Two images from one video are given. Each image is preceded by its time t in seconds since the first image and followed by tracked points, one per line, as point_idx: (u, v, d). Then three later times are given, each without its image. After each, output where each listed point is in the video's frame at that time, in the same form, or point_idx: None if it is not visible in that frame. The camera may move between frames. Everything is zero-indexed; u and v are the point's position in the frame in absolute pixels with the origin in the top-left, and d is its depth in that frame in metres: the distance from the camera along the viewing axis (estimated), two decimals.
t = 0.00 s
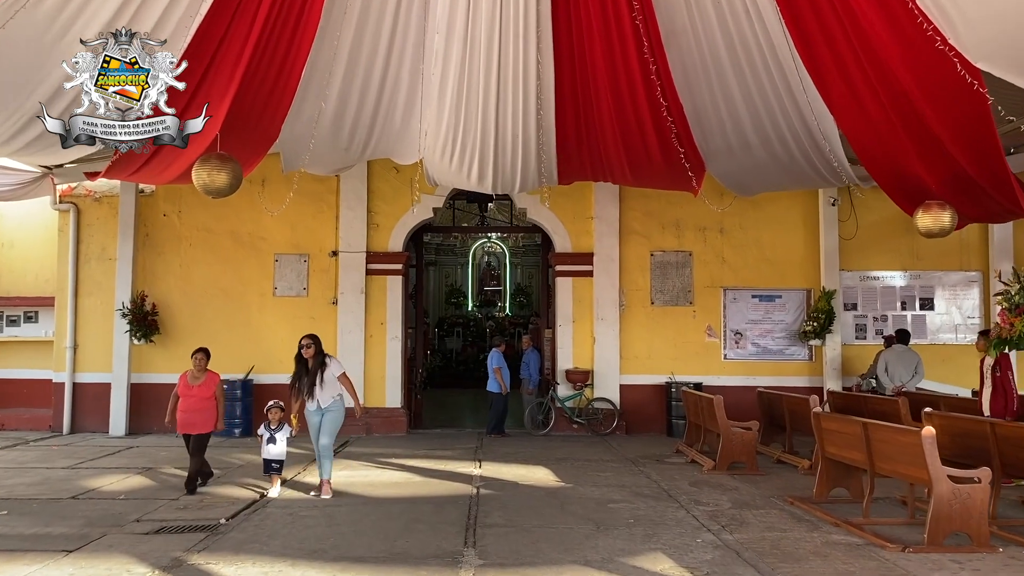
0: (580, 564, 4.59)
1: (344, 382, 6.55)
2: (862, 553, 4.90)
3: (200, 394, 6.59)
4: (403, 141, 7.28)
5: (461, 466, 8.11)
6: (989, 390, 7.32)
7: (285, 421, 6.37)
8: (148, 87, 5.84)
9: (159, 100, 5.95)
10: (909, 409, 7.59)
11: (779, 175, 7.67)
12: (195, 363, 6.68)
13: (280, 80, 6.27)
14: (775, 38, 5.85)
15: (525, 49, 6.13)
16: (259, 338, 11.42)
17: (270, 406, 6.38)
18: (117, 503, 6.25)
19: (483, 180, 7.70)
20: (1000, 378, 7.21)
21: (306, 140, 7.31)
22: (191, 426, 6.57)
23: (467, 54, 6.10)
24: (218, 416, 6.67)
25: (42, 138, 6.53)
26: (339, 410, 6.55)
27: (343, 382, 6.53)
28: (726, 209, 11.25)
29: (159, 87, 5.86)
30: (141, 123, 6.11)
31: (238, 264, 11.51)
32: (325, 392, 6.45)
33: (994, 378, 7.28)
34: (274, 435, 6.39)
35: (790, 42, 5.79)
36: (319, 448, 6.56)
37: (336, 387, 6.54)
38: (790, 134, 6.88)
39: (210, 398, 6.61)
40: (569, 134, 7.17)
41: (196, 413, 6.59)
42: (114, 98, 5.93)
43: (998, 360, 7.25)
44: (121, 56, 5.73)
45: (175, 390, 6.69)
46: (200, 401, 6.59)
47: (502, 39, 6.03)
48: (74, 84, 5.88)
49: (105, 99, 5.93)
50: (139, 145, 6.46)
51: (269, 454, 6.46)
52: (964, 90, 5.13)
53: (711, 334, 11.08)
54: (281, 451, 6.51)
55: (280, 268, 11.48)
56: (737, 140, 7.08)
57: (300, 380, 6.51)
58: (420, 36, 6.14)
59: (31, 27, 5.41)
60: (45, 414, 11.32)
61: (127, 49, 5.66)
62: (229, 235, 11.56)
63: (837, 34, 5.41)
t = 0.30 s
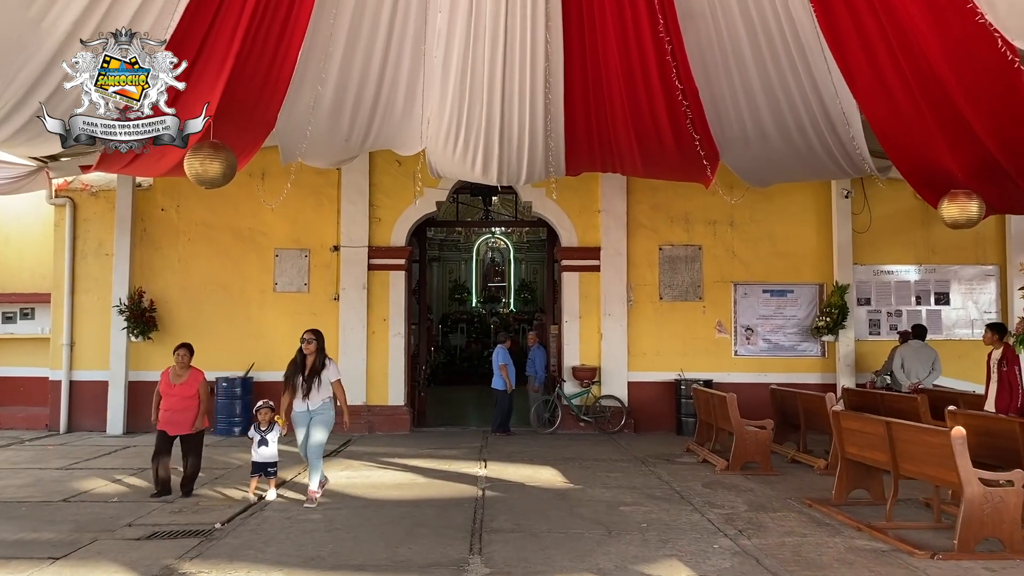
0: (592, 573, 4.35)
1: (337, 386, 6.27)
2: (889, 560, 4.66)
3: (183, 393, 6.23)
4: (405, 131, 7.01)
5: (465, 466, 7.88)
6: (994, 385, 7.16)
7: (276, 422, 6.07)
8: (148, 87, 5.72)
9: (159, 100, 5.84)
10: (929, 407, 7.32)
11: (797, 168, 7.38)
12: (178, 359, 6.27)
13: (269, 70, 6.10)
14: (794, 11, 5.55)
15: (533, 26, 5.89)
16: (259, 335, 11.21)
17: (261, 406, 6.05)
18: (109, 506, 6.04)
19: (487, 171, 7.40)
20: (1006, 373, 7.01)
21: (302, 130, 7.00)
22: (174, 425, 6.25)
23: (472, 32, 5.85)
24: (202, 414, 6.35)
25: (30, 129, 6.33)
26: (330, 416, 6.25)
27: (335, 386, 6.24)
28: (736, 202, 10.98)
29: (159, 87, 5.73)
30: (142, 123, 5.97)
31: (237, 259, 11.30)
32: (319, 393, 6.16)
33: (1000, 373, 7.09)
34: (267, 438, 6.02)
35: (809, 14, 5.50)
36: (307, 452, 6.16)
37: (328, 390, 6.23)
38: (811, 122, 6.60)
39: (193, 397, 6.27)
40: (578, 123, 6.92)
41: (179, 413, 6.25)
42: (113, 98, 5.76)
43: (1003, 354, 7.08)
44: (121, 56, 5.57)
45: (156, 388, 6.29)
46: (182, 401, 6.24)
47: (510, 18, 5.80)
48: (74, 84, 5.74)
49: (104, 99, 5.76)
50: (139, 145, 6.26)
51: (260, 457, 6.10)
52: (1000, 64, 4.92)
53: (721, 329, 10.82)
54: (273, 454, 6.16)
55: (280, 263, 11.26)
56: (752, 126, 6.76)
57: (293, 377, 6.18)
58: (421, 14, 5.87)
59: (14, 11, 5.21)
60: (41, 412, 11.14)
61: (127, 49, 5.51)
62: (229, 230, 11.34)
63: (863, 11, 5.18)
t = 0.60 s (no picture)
0: None
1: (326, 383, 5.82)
2: (918, 565, 4.42)
3: (156, 393, 5.91)
4: (407, 116, 6.71)
5: (470, 464, 7.66)
6: (1001, 380, 7.13)
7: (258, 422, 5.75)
8: (148, 87, 5.45)
9: (160, 101, 5.51)
10: (949, 402, 7.06)
11: (815, 157, 7.07)
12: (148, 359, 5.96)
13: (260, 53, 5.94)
14: None
15: None
16: (259, 329, 10.99)
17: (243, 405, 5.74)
18: (101, 506, 5.84)
19: (492, 157, 7.06)
20: (1012, 369, 6.98)
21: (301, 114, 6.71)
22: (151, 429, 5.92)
23: None
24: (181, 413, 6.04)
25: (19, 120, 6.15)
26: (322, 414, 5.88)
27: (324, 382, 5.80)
28: (746, 192, 10.73)
29: (159, 87, 5.49)
30: (142, 123, 5.49)
31: (236, 251, 11.08)
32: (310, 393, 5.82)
33: (1006, 369, 7.06)
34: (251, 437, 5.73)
35: None
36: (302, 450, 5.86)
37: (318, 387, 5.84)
38: (831, 103, 6.31)
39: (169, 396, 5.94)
40: (590, 110, 6.70)
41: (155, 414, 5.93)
42: (113, 99, 5.42)
43: (1011, 350, 7.05)
44: (121, 56, 5.37)
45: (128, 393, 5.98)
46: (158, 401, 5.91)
47: None
48: (74, 85, 5.56)
49: (104, 100, 5.44)
50: (141, 144, 5.76)
51: (244, 458, 5.77)
52: None
53: (731, 323, 10.58)
54: (258, 457, 5.82)
55: (280, 256, 11.03)
56: (770, 105, 6.45)
57: (282, 371, 5.80)
58: None
59: None
60: (37, 408, 10.96)
61: (127, 49, 5.33)
62: (229, 222, 11.12)
63: None
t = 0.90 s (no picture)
0: None
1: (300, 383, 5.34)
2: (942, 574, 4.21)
3: (128, 391, 5.48)
4: (406, 105, 6.44)
5: (471, 464, 7.44)
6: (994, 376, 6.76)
7: (231, 434, 5.43)
8: (148, 87, 5.34)
9: (160, 101, 5.38)
10: (965, 401, 6.82)
11: (830, 151, 6.79)
12: (120, 352, 5.52)
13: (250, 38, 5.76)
14: None
15: None
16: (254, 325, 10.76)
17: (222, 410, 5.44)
18: (87, 510, 5.63)
19: (494, 148, 6.68)
20: (1008, 363, 6.61)
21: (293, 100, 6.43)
22: (120, 429, 5.49)
23: None
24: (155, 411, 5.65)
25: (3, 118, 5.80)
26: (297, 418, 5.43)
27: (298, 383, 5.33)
28: (752, 185, 10.48)
29: (159, 88, 5.37)
30: (142, 123, 5.34)
31: (231, 245, 10.84)
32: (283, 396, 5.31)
33: (1000, 364, 6.68)
34: (232, 446, 5.44)
35: None
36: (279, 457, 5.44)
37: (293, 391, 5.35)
38: (848, 90, 6.05)
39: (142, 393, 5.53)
40: (596, 101, 6.43)
41: (125, 413, 5.52)
42: (113, 99, 5.29)
43: (1005, 343, 6.67)
44: (121, 56, 5.31)
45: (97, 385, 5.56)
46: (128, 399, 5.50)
47: None
48: (74, 86, 5.44)
49: (104, 101, 5.29)
50: (142, 145, 5.57)
51: (227, 466, 5.49)
52: None
53: (737, 318, 10.35)
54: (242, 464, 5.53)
55: (276, 250, 10.79)
56: (785, 90, 6.16)
57: (252, 378, 5.27)
58: None
59: None
60: (28, 406, 10.74)
61: (127, 48, 5.30)
62: (224, 216, 10.88)
63: None
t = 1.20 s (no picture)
0: None
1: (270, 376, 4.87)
2: None
3: (86, 396, 4.98)
4: (396, 86, 6.10)
5: (467, 462, 7.20)
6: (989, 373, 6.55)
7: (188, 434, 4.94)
8: (148, 87, 5.19)
9: (160, 101, 5.19)
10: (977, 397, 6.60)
11: (841, 145, 6.43)
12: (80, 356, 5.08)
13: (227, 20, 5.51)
14: None
15: None
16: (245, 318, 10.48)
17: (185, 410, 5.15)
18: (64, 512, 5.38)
19: (489, 135, 6.28)
20: (1003, 359, 6.41)
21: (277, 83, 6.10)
22: (73, 439, 4.94)
23: None
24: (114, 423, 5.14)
25: None
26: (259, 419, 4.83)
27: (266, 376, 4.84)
28: (754, 175, 10.23)
29: (159, 87, 5.21)
30: (142, 123, 5.12)
31: (220, 237, 10.55)
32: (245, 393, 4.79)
33: (994, 360, 6.48)
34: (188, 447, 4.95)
35: None
36: (228, 465, 4.78)
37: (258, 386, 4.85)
38: (863, 69, 5.73)
39: (101, 401, 5.02)
40: (597, 79, 6.14)
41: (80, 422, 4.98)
42: (112, 100, 5.13)
43: (1000, 338, 6.47)
44: (121, 56, 5.24)
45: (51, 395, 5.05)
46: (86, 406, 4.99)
47: None
48: (74, 86, 5.19)
49: (103, 101, 5.13)
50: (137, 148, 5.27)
51: (190, 469, 5.03)
52: None
53: (738, 312, 10.12)
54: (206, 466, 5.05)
55: (266, 242, 10.51)
56: (795, 68, 5.86)
57: (213, 372, 4.79)
58: None
59: None
60: (12, 401, 10.47)
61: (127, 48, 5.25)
62: (213, 206, 10.59)
63: None
